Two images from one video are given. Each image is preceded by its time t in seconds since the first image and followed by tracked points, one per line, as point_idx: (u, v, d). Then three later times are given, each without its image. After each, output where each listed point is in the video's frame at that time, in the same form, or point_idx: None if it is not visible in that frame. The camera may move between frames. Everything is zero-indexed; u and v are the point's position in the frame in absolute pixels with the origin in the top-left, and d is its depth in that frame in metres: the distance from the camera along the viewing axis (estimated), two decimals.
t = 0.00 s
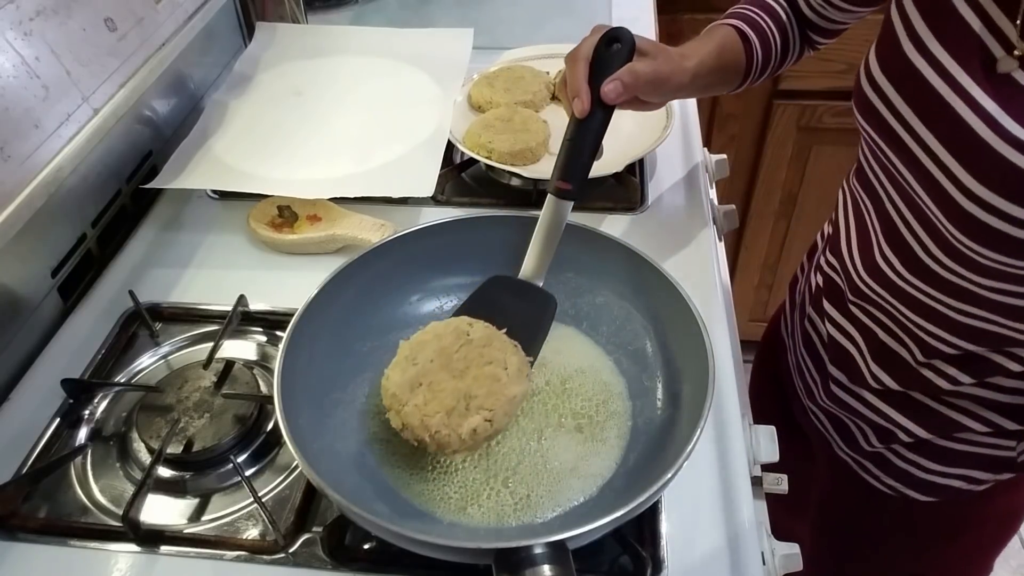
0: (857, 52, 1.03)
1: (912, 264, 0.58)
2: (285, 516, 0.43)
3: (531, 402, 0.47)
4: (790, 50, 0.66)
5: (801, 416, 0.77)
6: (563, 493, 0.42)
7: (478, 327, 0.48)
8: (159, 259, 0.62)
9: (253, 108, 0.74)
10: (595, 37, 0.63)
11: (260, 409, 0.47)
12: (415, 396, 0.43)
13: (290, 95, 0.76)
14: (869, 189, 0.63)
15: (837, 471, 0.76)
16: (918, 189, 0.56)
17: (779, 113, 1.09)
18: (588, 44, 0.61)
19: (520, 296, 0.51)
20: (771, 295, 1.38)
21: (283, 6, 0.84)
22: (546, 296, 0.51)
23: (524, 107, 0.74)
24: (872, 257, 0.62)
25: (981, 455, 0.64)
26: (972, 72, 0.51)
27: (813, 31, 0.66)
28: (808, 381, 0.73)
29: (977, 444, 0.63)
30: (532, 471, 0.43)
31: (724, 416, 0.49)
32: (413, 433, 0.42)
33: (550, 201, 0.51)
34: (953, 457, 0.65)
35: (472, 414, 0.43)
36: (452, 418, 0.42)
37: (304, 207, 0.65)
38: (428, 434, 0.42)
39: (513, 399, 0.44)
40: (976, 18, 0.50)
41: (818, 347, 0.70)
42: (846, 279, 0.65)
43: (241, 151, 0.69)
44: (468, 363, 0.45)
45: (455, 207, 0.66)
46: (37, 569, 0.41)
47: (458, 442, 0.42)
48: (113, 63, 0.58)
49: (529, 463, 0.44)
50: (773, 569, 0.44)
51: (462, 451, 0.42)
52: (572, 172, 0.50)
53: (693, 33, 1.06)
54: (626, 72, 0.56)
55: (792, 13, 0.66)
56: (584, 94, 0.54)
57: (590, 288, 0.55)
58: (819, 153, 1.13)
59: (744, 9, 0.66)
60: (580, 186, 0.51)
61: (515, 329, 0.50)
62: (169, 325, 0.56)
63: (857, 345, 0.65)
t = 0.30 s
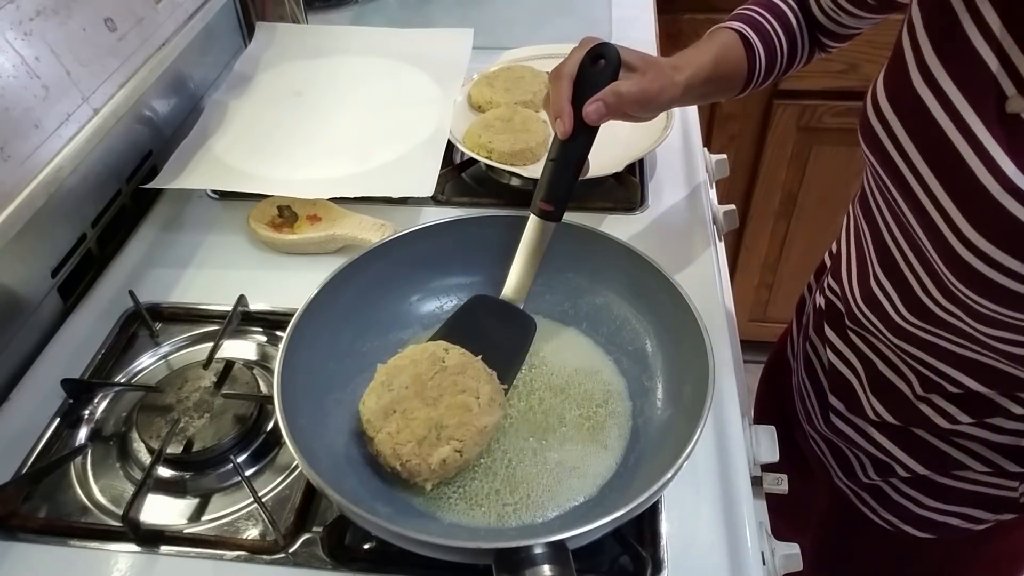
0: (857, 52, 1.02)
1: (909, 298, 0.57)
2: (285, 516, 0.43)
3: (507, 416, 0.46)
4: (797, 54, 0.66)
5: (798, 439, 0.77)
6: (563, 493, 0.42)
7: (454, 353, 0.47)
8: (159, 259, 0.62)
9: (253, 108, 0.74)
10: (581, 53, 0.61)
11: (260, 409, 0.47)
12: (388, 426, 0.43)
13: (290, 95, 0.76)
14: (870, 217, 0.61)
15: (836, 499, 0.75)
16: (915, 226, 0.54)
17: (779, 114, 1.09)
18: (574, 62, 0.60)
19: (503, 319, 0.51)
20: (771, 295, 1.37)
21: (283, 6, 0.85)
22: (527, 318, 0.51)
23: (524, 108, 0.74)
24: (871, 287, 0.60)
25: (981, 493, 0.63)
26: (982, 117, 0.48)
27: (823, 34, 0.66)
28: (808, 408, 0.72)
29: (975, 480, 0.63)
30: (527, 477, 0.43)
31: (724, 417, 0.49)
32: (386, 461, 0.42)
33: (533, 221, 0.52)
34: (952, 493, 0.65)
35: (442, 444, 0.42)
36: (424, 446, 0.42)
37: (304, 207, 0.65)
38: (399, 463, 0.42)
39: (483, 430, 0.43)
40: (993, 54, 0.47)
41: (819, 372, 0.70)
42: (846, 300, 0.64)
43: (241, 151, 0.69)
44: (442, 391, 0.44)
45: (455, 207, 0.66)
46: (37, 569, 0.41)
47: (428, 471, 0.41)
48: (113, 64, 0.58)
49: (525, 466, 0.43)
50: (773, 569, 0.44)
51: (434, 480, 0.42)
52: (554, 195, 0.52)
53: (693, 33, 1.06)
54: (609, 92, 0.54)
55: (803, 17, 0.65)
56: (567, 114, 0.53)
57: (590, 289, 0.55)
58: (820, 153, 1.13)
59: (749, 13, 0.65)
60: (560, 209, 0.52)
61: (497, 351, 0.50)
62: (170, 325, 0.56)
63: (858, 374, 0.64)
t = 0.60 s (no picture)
0: (858, 51, 1.02)
1: (903, 313, 0.56)
2: (285, 516, 0.43)
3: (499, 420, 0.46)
4: (803, 55, 0.66)
5: (791, 446, 0.77)
6: (562, 493, 0.42)
7: (447, 359, 0.47)
8: (159, 259, 0.62)
9: (253, 108, 0.74)
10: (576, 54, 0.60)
11: (260, 409, 0.47)
12: (381, 431, 0.43)
13: (291, 95, 0.76)
14: (867, 230, 0.61)
15: (828, 507, 0.76)
16: (909, 244, 0.54)
17: (779, 114, 1.09)
18: (569, 64, 0.58)
19: (499, 323, 0.51)
20: (770, 295, 1.37)
21: (283, 6, 0.85)
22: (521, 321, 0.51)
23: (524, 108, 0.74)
24: (864, 301, 0.60)
25: (969, 509, 0.64)
26: (980, 139, 0.47)
27: (831, 36, 0.66)
28: (801, 415, 0.72)
29: (962, 496, 0.64)
30: (525, 479, 0.43)
31: (725, 417, 0.49)
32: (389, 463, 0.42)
33: (529, 225, 0.53)
34: (938, 509, 0.66)
35: (433, 448, 0.42)
36: (415, 450, 0.42)
37: (304, 207, 0.65)
38: (390, 467, 0.42)
39: (473, 435, 0.43)
40: (993, 73, 0.47)
41: (813, 382, 0.70)
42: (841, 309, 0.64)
43: (241, 151, 0.69)
44: (433, 396, 0.44)
45: (455, 207, 0.66)
46: (37, 569, 0.41)
47: (420, 475, 0.41)
48: (113, 64, 0.58)
49: (523, 468, 0.43)
50: (773, 569, 0.44)
51: (425, 484, 0.42)
52: (550, 199, 0.52)
53: (693, 33, 1.06)
54: (604, 97, 0.53)
55: (810, 19, 0.65)
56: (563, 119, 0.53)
57: (589, 289, 0.55)
58: (820, 153, 1.13)
59: (755, 15, 0.65)
60: (556, 213, 0.52)
61: (490, 355, 0.49)
62: (170, 325, 0.56)
63: (852, 385, 0.64)
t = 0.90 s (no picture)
0: (857, 51, 1.02)
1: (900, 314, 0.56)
2: (285, 516, 0.43)
3: (496, 421, 0.46)
4: (795, 53, 0.66)
5: (789, 446, 0.77)
6: (561, 494, 0.42)
7: (443, 367, 0.47)
8: (159, 259, 0.62)
9: (253, 108, 0.74)
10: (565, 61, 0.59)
11: (260, 409, 0.47)
12: (380, 438, 0.43)
13: (290, 95, 0.76)
14: (864, 231, 0.61)
15: (826, 508, 0.76)
16: (906, 246, 0.54)
17: (779, 114, 1.09)
18: (558, 69, 0.57)
19: (496, 323, 0.52)
20: (770, 295, 1.37)
21: (283, 6, 0.85)
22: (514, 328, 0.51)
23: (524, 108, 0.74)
24: (863, 302, 0.60)
25: (966, 508, 0.65)
26: (977, 141, 0.47)
27: (825, 31, 0.65)
28: (798, 415, 0.72)
29: (958, 496, 0.64)
30: (521, 481, 0.43)
31: (725, 416, 0.49)
32: (379, 474, 0.42)
33: (522, 232, 0.52)
34: (936, 509, 0.66)
35: (431, 458, 0.42)
36: (413, 458, 0.42)
37: (304, 207, 0.65)
38: (390, 475, 0.42)
39: (471, 444, 0.43)
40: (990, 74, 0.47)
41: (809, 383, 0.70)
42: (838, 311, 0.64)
43: (241, 151, 0.68)
44: (431, 405, 0.44)
45: (455, 207, 0.66)
46: (37, 568, 0.41)
47: (419, 483, 0.42)
48: (113, 64, 0.58)
49: (522, 469, 0.43)
50: (773, 569, 0.44)
51: (424, 491, 0.42)
52: (541, 205, 0.51)
53: (693, 33, 1.06)
54: (592, 105, 0.52)
55: (804, 16, 0.65)
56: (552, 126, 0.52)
57: (589, 289, 0.55)
58: (820, 153, 1.13)
59: (748, 10, 0.65)
60: (547, 219, 0.52)
61: (489, 359, 0.49)
62: (170, 325, 0.56)
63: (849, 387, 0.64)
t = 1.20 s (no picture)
0: (857, 51, 1.02)
1: (899, 312, 0.56)
2: (285, 516, 0.43)
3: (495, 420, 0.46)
4: (787, 49, 0.66)
5: (785, 442, 0.77)
6: (561, 494, 0.42)
7: (448, 375, 0.47)
8: (159, 259, 0.62)
9: (253, 108, 0.74)
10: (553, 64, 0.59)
11: (260, 409, 0.47)
12: (387, 446, 0.43)
13: (290, 95, 0.76)
14: (863, 230, 0.61)
15: (822, 503, 0.76)
16: (906, 244, 0.54)
17: (779, 114, 1.09)
18: (544, 73, 0.57)
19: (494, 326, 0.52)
20: (771, 295, 1.37)
21: (283, 6, 0.85)
22: (516, 334, 0.51)
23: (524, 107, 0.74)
24: (861, 301, 0.60)
25: (962, 506, 0.65)
26: (976, 135, 0.47)
27: (817, 28, 0.65)
28: (794, 412, 0.72)
29: (955, 493, 0.64)
30: (518, 481, 0.43)
31: (723, 416, 0.49)
32: (385, 476, 0.42)
33: (517, 237, 0.53)
34: (931, 506, 0.66)
35: (439, 464, 0.42)
36: (423, 464, 0.42)
37: (304, 207, 0.65)
38: (397, 480, 0.42)
39: (479, 451, 0.43)
40: (986, 69, 0.47)
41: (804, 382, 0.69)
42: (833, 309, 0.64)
43: (241, 151, 0.68)
44: (437, 412, 0.44)
45: (455, 207, 0.66)
46: (37, 569, 0.41)
47: (427, 488, 0.41)
48: (113, 64, 0.58)
49: (521, 468, 0.43)
50: (773, 569, 0.44)
51: (430, 498, 0.42)
52: (535, 209, 0.51)
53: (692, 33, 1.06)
54: (582, 107, 0.52)
55: (795, 14, 0.65)
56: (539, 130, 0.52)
57: (589, 288, 0.55)
58: (820, 153, 1.13)
59: (739, 7, 0.65)
60: (542, 223, 0.52)
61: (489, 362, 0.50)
62: (170, 325, 0.56)
63: (845, 387, 0.64)
